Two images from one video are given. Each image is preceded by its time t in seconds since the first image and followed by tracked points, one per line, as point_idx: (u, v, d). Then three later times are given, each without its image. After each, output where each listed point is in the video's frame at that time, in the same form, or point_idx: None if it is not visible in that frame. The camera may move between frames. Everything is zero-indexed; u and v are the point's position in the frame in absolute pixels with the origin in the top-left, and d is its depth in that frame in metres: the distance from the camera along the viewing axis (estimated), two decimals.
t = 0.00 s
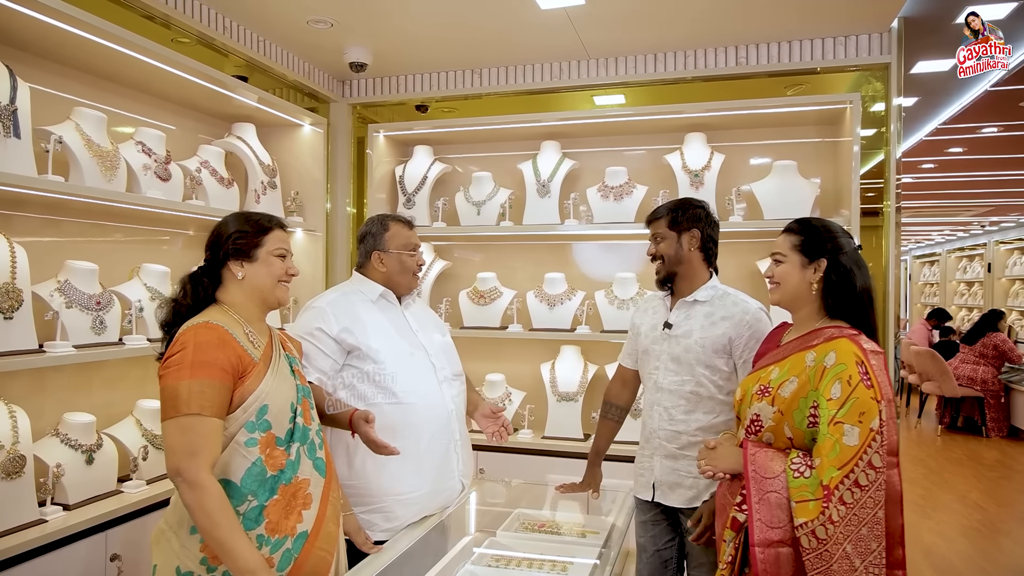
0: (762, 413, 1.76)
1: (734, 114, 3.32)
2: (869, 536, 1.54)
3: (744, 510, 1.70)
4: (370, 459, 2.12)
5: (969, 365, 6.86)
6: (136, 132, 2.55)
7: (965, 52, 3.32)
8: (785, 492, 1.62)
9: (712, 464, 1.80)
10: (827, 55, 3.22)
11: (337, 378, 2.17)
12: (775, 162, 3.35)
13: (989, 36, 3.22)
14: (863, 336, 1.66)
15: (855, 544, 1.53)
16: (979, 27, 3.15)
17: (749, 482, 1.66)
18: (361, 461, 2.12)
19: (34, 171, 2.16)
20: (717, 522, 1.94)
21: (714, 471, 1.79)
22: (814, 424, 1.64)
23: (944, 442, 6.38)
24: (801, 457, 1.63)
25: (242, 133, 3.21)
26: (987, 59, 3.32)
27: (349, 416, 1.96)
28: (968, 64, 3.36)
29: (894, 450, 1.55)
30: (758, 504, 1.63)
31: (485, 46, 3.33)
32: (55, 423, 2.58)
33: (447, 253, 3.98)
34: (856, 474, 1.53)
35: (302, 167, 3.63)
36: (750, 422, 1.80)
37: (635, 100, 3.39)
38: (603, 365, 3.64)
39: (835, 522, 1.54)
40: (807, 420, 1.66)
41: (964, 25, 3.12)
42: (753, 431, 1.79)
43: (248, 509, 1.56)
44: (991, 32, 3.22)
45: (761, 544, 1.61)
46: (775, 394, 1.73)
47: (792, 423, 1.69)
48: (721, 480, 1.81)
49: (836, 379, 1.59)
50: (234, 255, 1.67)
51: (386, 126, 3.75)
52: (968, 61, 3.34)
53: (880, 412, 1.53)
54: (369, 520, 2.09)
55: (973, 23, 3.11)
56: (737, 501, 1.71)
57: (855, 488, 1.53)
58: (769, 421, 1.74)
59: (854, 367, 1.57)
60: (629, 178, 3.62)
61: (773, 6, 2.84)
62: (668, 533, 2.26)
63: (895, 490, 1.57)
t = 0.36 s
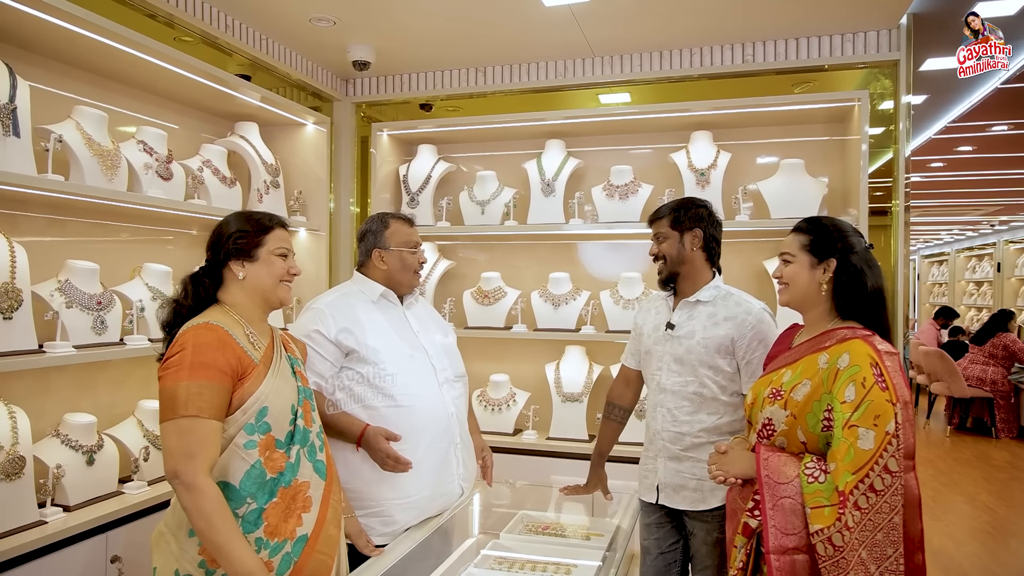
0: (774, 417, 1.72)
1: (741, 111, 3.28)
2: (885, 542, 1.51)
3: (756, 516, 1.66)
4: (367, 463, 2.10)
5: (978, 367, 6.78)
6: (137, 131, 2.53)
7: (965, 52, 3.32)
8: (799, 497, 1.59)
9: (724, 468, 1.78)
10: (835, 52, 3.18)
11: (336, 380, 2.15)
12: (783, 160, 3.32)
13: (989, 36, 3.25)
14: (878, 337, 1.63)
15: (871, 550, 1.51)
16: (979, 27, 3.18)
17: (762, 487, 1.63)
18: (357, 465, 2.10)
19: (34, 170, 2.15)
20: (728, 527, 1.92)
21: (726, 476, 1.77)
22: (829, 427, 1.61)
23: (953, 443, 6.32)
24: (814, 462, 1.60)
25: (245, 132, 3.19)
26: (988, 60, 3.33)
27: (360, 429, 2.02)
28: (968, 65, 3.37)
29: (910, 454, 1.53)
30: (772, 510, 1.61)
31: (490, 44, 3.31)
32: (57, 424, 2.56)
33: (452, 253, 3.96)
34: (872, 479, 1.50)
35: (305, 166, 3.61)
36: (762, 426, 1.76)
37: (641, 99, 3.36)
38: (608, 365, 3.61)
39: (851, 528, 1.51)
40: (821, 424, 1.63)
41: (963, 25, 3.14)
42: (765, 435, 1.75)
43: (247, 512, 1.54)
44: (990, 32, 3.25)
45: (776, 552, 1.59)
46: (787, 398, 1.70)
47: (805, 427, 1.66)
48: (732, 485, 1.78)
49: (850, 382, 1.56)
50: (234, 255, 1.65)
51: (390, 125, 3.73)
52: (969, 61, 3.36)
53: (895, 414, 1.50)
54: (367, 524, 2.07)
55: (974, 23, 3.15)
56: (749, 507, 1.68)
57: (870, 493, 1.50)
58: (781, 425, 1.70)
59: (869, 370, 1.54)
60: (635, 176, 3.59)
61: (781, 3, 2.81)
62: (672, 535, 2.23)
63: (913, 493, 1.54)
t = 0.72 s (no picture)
0: (776, 419, 1.71)
1: (745, 110, 3.26)
2: (886, 547, 1.49)
3: (756, 519, 1.65)
4: (369, 464, 2.08)
5: (986, 367, 6.73)
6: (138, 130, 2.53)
7: (965, 52, 3.23)
8: (798, 501, 1.58)
9: (724, 471, 1.76)
10: (840, 50, 3.15)
11: (337, 381, 2.14)
12: (787, 159, 3.29)
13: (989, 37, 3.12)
14: (882, 337, 1.61)
15: (871, 555, 1.49)
16: (979, 27, 3.08)
17: (762, 491, 1.62)
18: (358, 466, 2.08)
19: (34, 169, 2.14)
20: (730, 530, 1.90)
21: (726, 478, 1.75)
22: (829, 430, 1.59)
23: (960, 444, 6.27)
24: (815, 465, 1.58)
25: (247, 132, 3.19)
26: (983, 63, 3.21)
27: (368, 431, 2.05)
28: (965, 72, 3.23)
29: (914, 458, 1.49)
30: (771, 514, 1.59)
31: (492, 43, 3.29)
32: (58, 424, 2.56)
33: (454, 253, 3.95)
34: (872, 483, 1.48)
35: (307, 166, 3.60)
36: (763, 428, 1.75)
37: (644, 98, 3.34)
38: (611, 366, 3.59)
39: (851, 533, 1.49)
40: (822, 427, 1.61)
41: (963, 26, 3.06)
42: (766, 437, 1.74)
43: (244, 514, 1.54)
44: (990, 31, 3.14)
45: (776, 556, 1.57)
46: (788, 399, 1.68)
47: (806, 429, 1.65)
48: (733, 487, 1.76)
49: (851, 384, 1.54)
50: (231, 255, 1.64)
51: (392, 125, 3.72)
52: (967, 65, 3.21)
53: (897, 418, 1.47)
54: (370, 526, 2.06)
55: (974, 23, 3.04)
56: (749, 510, 1.67)
57: (871, 497, 1.48)
58: (782, 427, 1.69)
59: (871, 372, 1.51)
60: (638, 176, 3.57)
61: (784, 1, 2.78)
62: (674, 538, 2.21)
63: (917, 499, 1.50)
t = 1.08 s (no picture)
0: (770, 420, 1.70)
1: (750, 109, 3.24)
2: (879, 550, 1.48)
3: (751, 521, 1.68)
4: (369, 465, 2.07)
5: (994, 368, 6.60)
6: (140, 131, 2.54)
7: (965, 52, 3.22)
8: (791, 503, 1.58)
9: (719, 473, 1.77)
10: (845, 48, 3.13)
11: (337, 381, 2.13)
12: (792, 159, 3.27)
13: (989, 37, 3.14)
14: (877, 338, 1.60)
15: (863, 558, 1.48)
16: (979, 27, 3.09)
17: (755, 492, 1.62)
18: (359, 466, 2.07)
19: (35, 169, 2.15)
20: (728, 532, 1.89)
21: (720, 479, 1.76)
22: (822, 431, 1.59)
23: (969, 445, 6.22)
24: (808, 466, 1.58)
25: (249, 132, 3.19)
26: (984, 64, 3.22)
27: (368, 432, 2.05)
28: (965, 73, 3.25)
29: (907, 460, 1.50)
30: (764, 516, 1.60)
31: (495, 42, 3.29)
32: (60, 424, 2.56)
33: (458, 253, 3.95)
34: (865, 485, 1.47)
35: (310, 166, 3.60)
36: (758, 429, 1.75)
37: (648, 97, 3.32)
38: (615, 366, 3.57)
39: (841, 536, 1.48)
40: (815, 428, 1.60)
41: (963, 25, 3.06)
42: (761, 438, 1.73)
43: (241, 514, 1.53)
44: (990, 31, 3.15)
45: (767, 558, 1.57)
46: (782, 400, 1.68)
47: (800, 430, 1.64)
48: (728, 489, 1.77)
49: (844, 385, 1.53)
50: (227, 255, 1.63)
51: (395, 125, 3.71)
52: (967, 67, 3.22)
53: (890, 418, 1.48)
54: (370, 527, 2.06)
55: (974, 23, 3.06)
56: (744, 512, 1.69)
57: (863, 499, 1.48)
58: (776, 428, 1.68)
59: (864, 372, 1.51)
60: (641, 175, 3.56)
61: None
62: (674, 541, 2.19)
63: (909, 502, 1.52)
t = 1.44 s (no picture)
0: (768, 421, 1.70)
1: (757, 107, 3.22)
2: (878, 552, 1.49)
3: (750, 523, 1.68)
4: (370, 466, 2.07)
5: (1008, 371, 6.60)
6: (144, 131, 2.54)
7: (965, 52, 2.88)
8: (789, 505, 1.58)
9: (718, 474, 1.78)
10: (852, 45, 3.11)
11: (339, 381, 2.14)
12: (799, 158, 3.24)
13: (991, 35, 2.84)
14: (875, 337, 1.61)
15: (862, 560, 1.49)
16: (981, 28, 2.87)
17: (753, 494, 1.63)
18: (362, 467, 2.07)
19: (39, 170, 2.16)
20: (728, 535, 1.87)
21: (720, 481, 1.77)
22: (819, 432, 1.59)
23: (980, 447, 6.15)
24: (806, 468, 1.59)
25: (254, 132, 3.20)
26: (992, 61, 2.84)
27: (371, 429, 2.05)
28: (966, 67, 2.88)
29: (905, 460, 1.50)
30: (761, 517, 1.60)
31: (500, 41, 3.28)
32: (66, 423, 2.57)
33: (463, 253, 3.94)
34: (863, 485, 1.48)
35: (315, 166, 3.61)
36: (756, 430, 1.75)
37: (654, 95, 3.30)
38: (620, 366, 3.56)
39: (839, 537, 1.49)
40: (813, 429, 1.61)
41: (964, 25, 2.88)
42: (759, 440, 1.74)
43: (240, 515, 1.53)
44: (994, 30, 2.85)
45: (765, 561, 1.58)
46: (780, 401, 1.68)
47: (798, 431, 1.64)
48: (727, 491, 1.78)
49: (841, 384, 1.54)
50: (230, 255, 1.63)
51: (400, 124, 3.71)
52: (966, 63, 2.88)
53: (889, 418, 1.48)
54: (372, 526, 2.05)
55: (973, 24, 2.87)
56: (743, 515, 1.70)
57: (862, 500, 1.49)
58: (774, 429, 1.68)
59: (861, 371, 1.52)
60: (647, 175, 3.54)
61: None
62: (681, 543, 2.19)
63: (907, 504, 1.52)
